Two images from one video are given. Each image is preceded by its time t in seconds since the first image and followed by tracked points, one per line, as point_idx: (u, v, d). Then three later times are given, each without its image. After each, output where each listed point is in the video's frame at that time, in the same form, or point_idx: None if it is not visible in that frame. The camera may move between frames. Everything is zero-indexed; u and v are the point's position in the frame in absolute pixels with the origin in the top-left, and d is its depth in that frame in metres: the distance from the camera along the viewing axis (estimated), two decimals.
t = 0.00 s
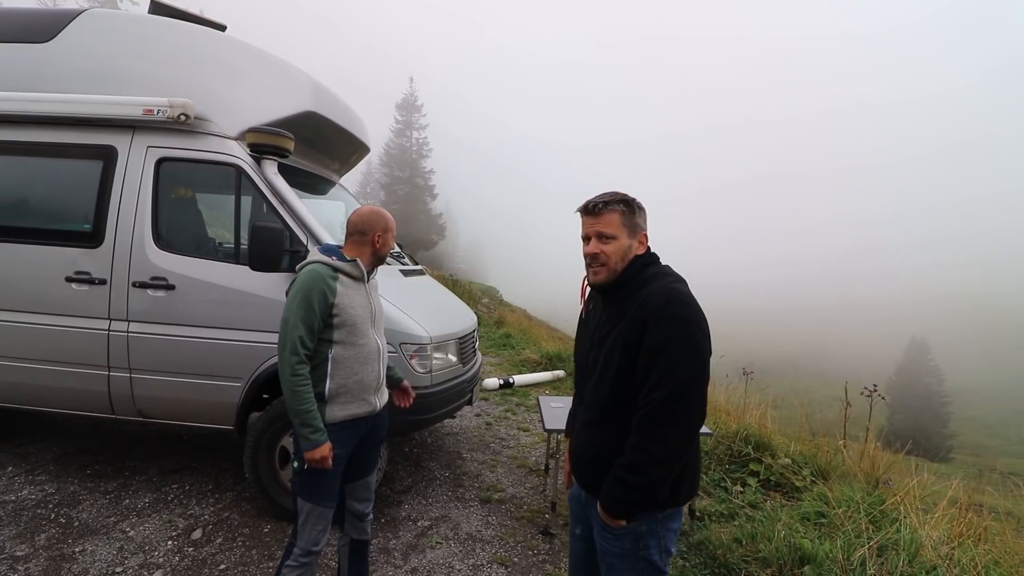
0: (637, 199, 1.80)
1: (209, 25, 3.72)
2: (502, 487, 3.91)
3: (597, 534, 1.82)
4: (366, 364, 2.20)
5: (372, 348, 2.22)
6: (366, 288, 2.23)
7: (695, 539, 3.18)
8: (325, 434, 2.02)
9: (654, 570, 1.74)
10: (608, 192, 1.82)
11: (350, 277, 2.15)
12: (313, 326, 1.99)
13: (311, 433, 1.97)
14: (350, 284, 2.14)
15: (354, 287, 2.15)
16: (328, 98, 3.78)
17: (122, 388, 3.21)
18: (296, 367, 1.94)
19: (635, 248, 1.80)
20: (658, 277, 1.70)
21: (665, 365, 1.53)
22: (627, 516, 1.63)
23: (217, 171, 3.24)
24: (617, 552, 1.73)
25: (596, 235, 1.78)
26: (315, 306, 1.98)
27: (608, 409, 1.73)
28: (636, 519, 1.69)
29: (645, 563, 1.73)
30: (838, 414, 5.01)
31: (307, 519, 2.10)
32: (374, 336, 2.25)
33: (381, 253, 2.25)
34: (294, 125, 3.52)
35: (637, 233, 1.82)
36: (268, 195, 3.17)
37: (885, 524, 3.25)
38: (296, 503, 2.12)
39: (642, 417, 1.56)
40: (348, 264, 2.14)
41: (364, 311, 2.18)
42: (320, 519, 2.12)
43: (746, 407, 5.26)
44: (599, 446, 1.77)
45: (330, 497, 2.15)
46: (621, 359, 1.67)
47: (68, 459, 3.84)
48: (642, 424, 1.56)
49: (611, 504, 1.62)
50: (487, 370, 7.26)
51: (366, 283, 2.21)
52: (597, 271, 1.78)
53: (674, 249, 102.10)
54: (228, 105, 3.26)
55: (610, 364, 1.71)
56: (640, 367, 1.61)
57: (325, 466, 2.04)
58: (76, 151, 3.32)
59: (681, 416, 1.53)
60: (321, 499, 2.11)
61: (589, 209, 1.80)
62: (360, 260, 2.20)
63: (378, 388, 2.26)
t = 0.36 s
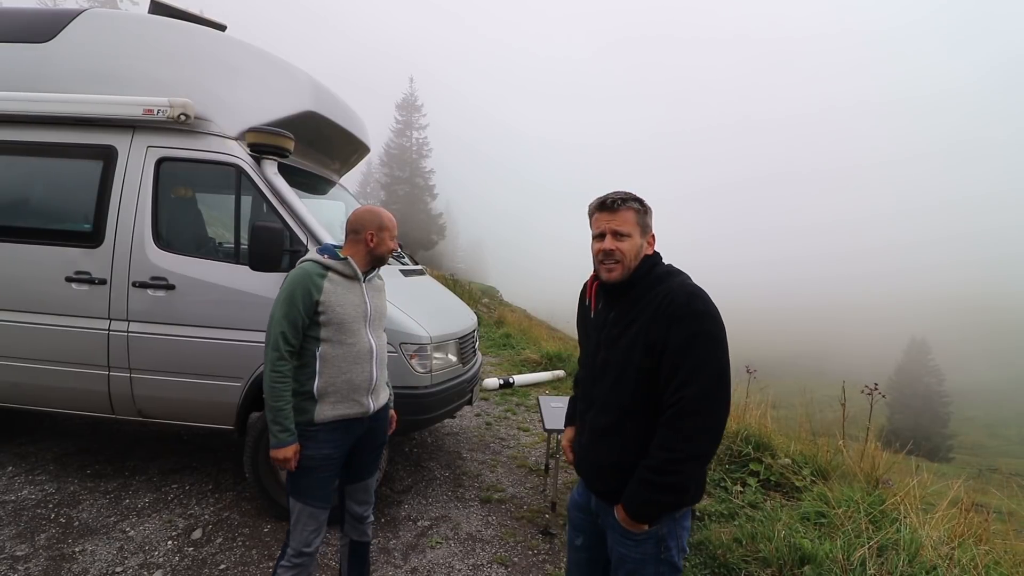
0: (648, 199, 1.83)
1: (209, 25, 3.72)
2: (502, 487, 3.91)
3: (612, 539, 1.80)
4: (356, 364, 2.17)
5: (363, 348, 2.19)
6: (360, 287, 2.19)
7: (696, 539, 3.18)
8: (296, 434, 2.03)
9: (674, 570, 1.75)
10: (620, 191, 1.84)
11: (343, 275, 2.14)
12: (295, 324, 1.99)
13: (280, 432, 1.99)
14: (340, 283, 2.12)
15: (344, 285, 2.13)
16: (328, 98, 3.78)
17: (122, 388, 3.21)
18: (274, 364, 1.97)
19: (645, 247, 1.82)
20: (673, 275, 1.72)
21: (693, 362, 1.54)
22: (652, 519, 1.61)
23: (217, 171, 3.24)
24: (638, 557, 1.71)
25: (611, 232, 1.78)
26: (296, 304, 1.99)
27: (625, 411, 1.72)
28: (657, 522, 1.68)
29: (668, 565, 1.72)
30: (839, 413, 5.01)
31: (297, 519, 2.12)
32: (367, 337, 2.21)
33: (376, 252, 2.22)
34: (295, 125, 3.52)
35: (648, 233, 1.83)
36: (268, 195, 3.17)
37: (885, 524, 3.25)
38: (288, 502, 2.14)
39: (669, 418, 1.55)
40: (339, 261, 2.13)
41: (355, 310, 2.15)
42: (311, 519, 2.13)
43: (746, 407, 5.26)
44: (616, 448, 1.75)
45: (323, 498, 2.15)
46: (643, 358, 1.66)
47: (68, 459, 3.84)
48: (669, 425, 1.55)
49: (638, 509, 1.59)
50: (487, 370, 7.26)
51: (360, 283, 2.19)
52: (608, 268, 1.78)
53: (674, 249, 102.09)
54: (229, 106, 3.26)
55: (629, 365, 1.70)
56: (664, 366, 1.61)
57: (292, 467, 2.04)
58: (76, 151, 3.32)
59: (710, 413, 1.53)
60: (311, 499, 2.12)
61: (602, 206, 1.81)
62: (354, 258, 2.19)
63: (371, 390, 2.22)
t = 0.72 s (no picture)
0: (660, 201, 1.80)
1: (209, 24, 3.72)
2: (502, 488, 3.91)
3: (613, 538, 1.81)
4: (352, 364, 2.16)
5: (359, 348, 2.18)
6: (356, 287, 2.19)
7: (696, 539, 3.18)
8: (292, 434, 2.03)
9: (675, 568, 1.75)
10: (633, 191, 1.81)
11: (339, 275, 2.14)
12: (289, 324, 2.00)
13: (276, 432, 1.99)
14: (335, 283, 2.12)
15: (339, 285, 2.13)
16: (328, 98, 3.78)
17: (122, 388, 3.21)
18: (269, 364, 1.97)
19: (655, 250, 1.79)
20: (684, 279, 1.71)
21: (704, 367, 1.54)
22: (656, 519, 1.61)
23: (217, 171, 3.23)
24: (640, 556, 1.72)
25: (622, 234, 1.75)
26: (289, 305, 2.00)
27: (632, 414, 1.72)
28: (659, 520, 1.68)
29: (671, 562, 1.72)
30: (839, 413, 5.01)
31: (295, 520, 2.12)
32: (363, 336, 2.20)
33: (370, 250, 2.20)
34: (295, 125, 3.52)
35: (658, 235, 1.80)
36: (268, 195, 3.17)
37: (885, 524, 3.25)
38: (287, 503, 2.14)
39: (677, 422, 1.56)
40: (334, 261, 2.14)
41: (351, 310, 2.14)
42: (310, 520, 2.13)
43: (746, 407, 5.25)
44: (621, 450, 1.76)
45: (321, 498, 2.15)
46: (652, 362, 1.66)
47: (68, 459, 3.84)
48: (677, 430, 1.55)
49: (642, 511, 1.60)
50: (487, 370, 7.26)
51: (357, 283, 2.18)
52: (617, 270, 1.76)
53: (675, 249, 102.08)
54: (229, 106, 3.26)
55: (637, 368, 1.69)
56: (673, 370, 1.61)
57: (287, 467, 2.05)
58: (76, 151, 3.32)
59: (719, 418, 1.54)
60: (309, 499, 2.13)
61: (613, 206, 1.78)
62: (348, 258, 2.19)
63: (368, 391, 2.21)
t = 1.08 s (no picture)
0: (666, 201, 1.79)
1: (209, 24, 3.72)
2: (502, 487, 3.91)
3: (611, 537, 1.81)
4: (351, 364, 2.16)
5: (359, 348, 2.18)
6: (355, 287, 2.19)
7: (696, 539, 3.17)
8: (292, 434, 2.03)
9: (674, 567, 1.75)
10: (639, 191, 1.81)
11: (338, 275, 2.14)
12: (288, 324, 2.00)
13: (276, 432, 1.99)
14: (335, 283, 2.12)
15: (339, 286, 2.13)
16: (328, 98, 3.78)
17: (122, 388, 3.21)
18: (268, 364, 1.97)
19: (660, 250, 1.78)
20: (689, 281, 1.72)
21: (707, 370, 1.54)
22: (653, 518, 1.61)
23: (217, 171, 3.23)
24: (638, 554, 1.72)
25: (626, 234, 1.76)
26: (289, 305, 2.00)
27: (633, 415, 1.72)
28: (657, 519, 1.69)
29: (668, 561, 1.72)
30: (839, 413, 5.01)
31: (295, 520, 2.12)
32: (362, 336, 2.20)
33: (369, 250, 2.20)
34: (295, 125, 3.52)
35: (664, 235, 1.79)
36: (268, 195, 3.17)
37: (885, 524, 3.25)
38: (287, 502, 2.14)
39: (678, 423, 1.56)
40: (334, 262, 2.14)
41: (350, 310, 2.14)
42: (310, 520, 2.13)
43: (746, 407, 5.25)
44: (621, 450, 1.76)
45: (320, 498, 2.15)
46: (655, 364, 1.66)
47: (68, 459, 3.84)
48: (677, 431, 1.56)
49: (640, 509, 1.60)
50: (487, 370, 7.26)
51: (356, 283, 2.18)
52: (620, 270, 1.77)
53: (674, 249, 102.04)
54: (229, 106, 3.26)
55: (639, 369, 1.69)
56: (676, 372, 1.61)
57: (286, 467, 2.05)
58: (76, 151, 3.32)
59: (720, 421, 1.54)
60: (309, 499, 2.13)
61: (618, 206, 1.79)
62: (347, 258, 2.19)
63: (367, 391, 2.20)
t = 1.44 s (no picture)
0: (643, 202, 1.80)
1: (209, 24, 3.72)
2: (502, 487, 3.91)
3: (609, 536, 1.81)
4: (351, 364, 2.16)
5: (359, 348, 2.18)
6: (355, 287, 2.19)
7: (696, 539, 3.17)
8: (293, 434, 2.03)
9: (672, 568, 1.75)
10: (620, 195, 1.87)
11: (339, 276, 2.14)
12: (288, 325, 1.99)
13: (277, 432, 1.99)
14: (334, 284, 2.12)
15: (339, 286, 2.13)
16: (328, 98, 3.78)
17: (122, 388, 3.21)
18: (269, 364, 1.97)
19: (633, 250, 1.77)
20: (686, 281, 1.71)
21: (700, 371, 1.54)
22: (649, 517, 1.61)
23: (217, 171, 3.23)
24: (635, 554, 1.72)
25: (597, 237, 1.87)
26: (288, 305, 2.00)
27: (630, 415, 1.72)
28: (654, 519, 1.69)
29: (665, 561, 1.73)
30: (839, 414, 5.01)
31: (296, 520, 2.12)
32: (363, 336, 2.20)
33: (370, 250, 2.20)
34: (295, 125, 3.52)
35: (639, 236, 1.77)
36: (268, 195, 3.17)
37: (885, 524, 3.25)
38: (288, 502, 2.14)
39: (671, 423, 1.56)
40: (334, 263, 2.13)
41: (350, 310, 2.14)
42: (310, 519, 2.13)
43: (746, 407, 5.25)
44: (618, 450, 1.76)
45: (321, 498, 2.15)
46: (651, 364, 1.66)
47: (68, 459, 3.84)
48: (671, 431, 1.55)
49: (635, 508, 1.60)
50: (487, 370, 7.27)
51: (356, 283, 2.18)
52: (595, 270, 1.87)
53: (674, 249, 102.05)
54: (228, 106, 3.26)
55: (636, 369, 1.70)
56: (671, 372, 1.60)
57: (288, 467, 2.04)
58: (76, 151, 3.32)
59: (714, 421, 1.54)
60: (309, 499, 2.13)
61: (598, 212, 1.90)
62: (348, 258, 2.19)
63: (368, 391, 2.20)
